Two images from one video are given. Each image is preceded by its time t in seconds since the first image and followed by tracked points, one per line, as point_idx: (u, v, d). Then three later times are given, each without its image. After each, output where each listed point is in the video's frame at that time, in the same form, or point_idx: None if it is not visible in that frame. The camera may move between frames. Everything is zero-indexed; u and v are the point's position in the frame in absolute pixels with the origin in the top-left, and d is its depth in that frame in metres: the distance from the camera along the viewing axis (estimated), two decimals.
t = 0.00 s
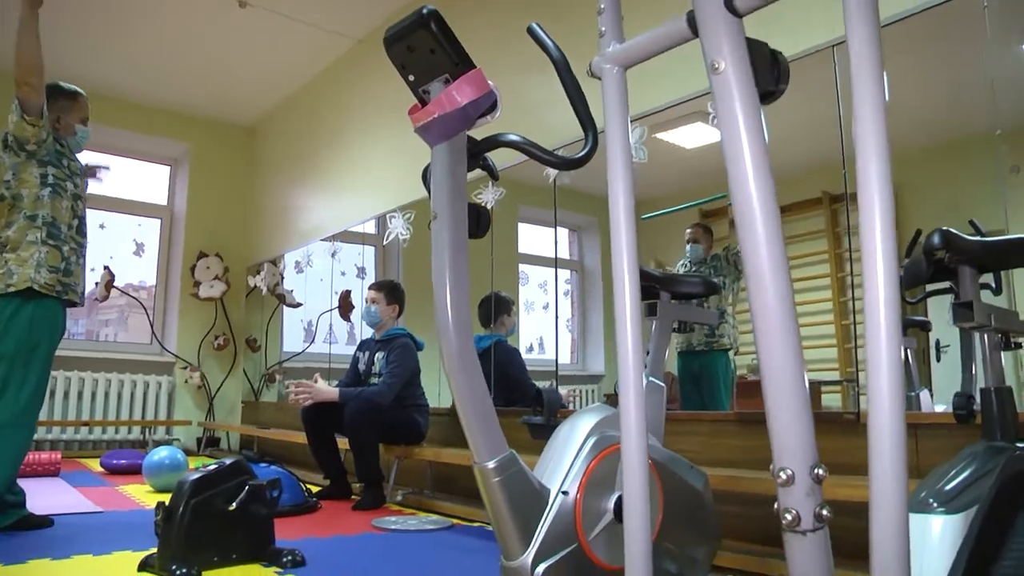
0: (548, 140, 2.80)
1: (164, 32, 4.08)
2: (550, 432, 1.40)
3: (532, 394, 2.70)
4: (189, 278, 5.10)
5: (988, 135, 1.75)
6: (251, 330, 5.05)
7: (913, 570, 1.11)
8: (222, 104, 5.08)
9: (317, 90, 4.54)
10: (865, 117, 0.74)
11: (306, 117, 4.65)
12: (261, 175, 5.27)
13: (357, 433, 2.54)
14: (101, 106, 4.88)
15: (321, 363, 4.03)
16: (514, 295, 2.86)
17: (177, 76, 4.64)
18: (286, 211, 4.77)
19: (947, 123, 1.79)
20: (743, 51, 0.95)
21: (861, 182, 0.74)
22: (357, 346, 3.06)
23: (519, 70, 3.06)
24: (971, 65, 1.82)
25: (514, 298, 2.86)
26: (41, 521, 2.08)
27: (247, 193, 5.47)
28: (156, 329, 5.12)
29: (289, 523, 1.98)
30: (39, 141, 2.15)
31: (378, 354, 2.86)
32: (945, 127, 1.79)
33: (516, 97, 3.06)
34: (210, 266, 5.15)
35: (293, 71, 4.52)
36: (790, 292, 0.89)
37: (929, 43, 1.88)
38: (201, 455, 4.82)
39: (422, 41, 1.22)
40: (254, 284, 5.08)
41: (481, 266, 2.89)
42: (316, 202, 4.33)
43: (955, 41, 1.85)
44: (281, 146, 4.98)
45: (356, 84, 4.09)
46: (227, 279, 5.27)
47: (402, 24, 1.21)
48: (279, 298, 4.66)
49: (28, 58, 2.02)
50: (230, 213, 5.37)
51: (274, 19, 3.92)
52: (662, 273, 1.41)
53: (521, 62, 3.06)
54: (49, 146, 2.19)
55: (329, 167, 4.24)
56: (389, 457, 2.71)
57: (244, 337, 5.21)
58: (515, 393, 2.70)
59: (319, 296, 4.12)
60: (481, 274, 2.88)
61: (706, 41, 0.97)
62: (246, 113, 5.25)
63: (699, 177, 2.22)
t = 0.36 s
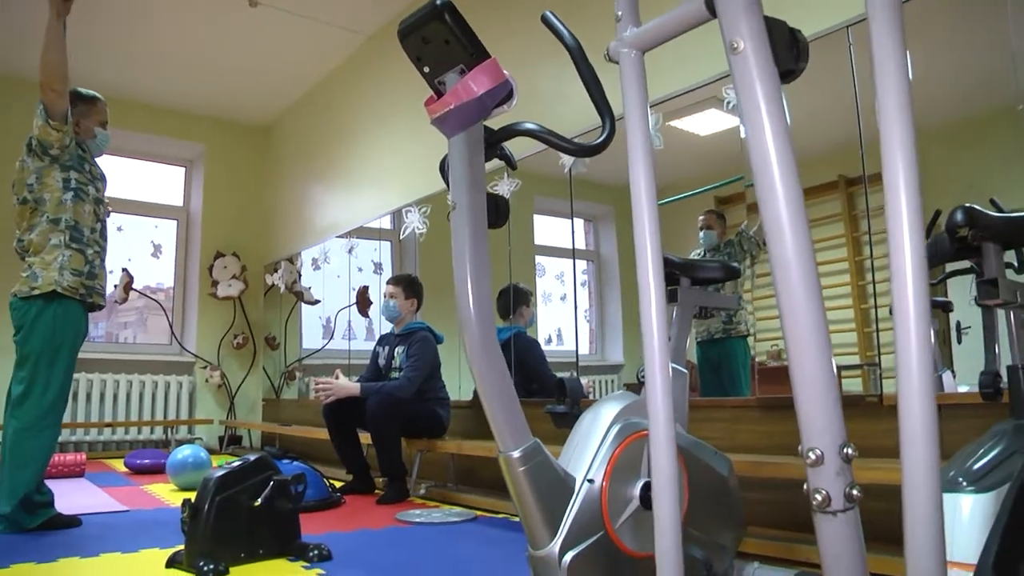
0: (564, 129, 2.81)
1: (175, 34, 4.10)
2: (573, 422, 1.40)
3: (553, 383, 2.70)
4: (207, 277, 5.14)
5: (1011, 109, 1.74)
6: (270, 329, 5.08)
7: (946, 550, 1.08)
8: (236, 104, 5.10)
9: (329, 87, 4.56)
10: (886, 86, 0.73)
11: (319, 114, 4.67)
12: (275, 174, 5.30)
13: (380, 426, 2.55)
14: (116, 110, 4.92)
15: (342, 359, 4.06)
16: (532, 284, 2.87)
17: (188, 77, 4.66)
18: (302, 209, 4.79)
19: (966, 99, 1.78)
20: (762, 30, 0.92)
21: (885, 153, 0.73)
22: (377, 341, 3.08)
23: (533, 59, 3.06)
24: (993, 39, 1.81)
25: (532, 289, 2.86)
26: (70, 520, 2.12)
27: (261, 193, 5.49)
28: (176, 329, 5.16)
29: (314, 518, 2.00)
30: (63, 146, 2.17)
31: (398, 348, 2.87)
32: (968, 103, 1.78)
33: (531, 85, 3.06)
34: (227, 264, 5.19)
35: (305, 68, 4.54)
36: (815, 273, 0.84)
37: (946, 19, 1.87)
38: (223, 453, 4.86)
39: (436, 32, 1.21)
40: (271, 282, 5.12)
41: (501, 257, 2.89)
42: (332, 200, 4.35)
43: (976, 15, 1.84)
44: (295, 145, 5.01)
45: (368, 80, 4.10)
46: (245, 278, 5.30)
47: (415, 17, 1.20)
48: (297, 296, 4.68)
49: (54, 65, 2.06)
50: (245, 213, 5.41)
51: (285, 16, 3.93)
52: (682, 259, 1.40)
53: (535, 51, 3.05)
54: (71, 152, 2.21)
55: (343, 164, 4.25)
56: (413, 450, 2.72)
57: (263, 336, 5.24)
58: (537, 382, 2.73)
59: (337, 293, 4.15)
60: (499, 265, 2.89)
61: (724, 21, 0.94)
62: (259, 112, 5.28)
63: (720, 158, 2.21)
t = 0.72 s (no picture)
0: (577, 122, 2.81)
1: (185, 35, 4.12)
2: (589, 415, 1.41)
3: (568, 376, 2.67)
4: (220, 277, 5.17)
5: None
6: (284, 326, 5.10)
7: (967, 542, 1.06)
8: (248, 103, 5.12)
9: (339, 85, 4.57)
10: (904, 68, 0.72)
11: (331, 113, 4.68)
12: (286, 173, 5.32)
13: (396, 422, 2.56)
14: (127, 111, 4.95)
15: (356, 355, 4.09)
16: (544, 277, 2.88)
17: (199, 78, 4.68)
18: (314, 206, 4.81)
19: (985, 86, 1.77)
20: (776, 15, 0.88)
21: (903, 135, 0.72)
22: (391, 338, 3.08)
23: (545, 52, 3.06)
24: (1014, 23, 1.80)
25: (545, 282, 2.87)
26: (90, 518, 2.14)
27: (272, 192, 5.52)
28: (190, 328, 5.19)
29: (331, 514, 2.01)
30: (76, 149, 2.18)
31: (412, 344, 2.88)
32: (987, 88, 1.77)
33: (545, 77, 3.06)
34: (240, 263, 5.21)
35: (315, 67, 4.55)
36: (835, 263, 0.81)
37: (960, 3, 1.87)
38: (239, 451, 4.89)
39: (448, 27, 1.21)
40: (285, 280, 5.14)
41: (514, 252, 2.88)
42: (343, 198, 4.37)
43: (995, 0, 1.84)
44: (306, 143, 5.02)
45: (379, 77, 4.11)
46: (258, 277, 5.33)
47: (425, 11, 1.20)
48: (311, 294, 4.70)
49: (70, 69, 2.06)
50: (257, 212, 5.44)
51: (294, 16, 3.95)
52: (697, 251, 1.40)
53: (546, 45, 3.06)
54: (84, 155, 2.22)
55: (354, 162, 4.26)
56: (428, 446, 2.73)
57: (277, 334, 5.26)
58: (551, 376, 2.69)
59: (351, 290, 4.16)
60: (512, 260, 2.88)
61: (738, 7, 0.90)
62: (270, 111, 5.30)
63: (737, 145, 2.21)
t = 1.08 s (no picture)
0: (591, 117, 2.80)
1: (196, 35, 4.14)
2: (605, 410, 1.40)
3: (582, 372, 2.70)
4: (234, 275, 5.19)
5: None
6: (298, 325, 5.11)
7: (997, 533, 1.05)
8: (260, 102, 5.15)
9: (350, 84, 4.58)
10: (925, 58, 0.71)
11: (342, 111, 4.69)
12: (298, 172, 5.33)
13: (411, 418, 2.57)
14: (139, 112, 4.98)
15: (369, 353, 4.09)
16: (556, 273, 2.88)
17: (210, 78, 4.70)
18: (326, 204, 4.82)
19: (1004, 76, 1.76)
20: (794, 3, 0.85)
21: (924, 126, 0.71)
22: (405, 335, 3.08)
23: (558, 47, 3.06)
24: None
25: (557, 278, 2.87)
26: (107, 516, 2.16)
27: (284, 191, 5.53)
28: (204, 326, 5.22)
29: (347, 512, 2.01)
30: (87, 150, 2.19)
31: (427, 341, 2.88)
32: (1008, 78, 1.76)
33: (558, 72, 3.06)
34: (253, 262, 5.22)
35: (325, 66, 4.56)
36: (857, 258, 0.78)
37: None
38: (254, 450, 4.92)
39: (460, 22, 1.19)
40: (298, 278, 5.15)
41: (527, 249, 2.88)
42: (355, 196, 4.38)
43: None
44: (318, 141, 5.03)
45: (390, 75, 4.11)
46: (271, 275, 5.34)
47: (438, 7, 1.18)
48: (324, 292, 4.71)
49: (80, 70, 2.07)
50: (270, 210, 5.45)
51: (305, 14, 3.96)
52: (713, 245, 1.40)
53: (559, 39, 3.05)
54: (95, 156, 2.24)
55: (366, 160, 4.27)
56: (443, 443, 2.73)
57: (291, 332, 5.28)
58: (566, 371, 2.73)
59: (364, 288, 4.17)
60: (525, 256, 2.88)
61: None
62: (280, 111, 5.31)
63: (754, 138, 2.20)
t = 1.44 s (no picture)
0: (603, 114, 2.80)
1: (206, 37, 4.16)
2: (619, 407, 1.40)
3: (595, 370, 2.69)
4: (246, 276, 5.21)
5: None
6: (310, 324, 5.12)
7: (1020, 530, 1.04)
8: (270, 103, 5.16)
9: (360, 83, 4.59)
10: (942, 49, 0.70)
11: (352, 111, 4.70)
12: (309, 172, 5.35)
13: (425, 417, 2.57)
14: (150, 114, 5.01)
15: (382, 352, 4.10)
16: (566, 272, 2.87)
17: (220, 80, 4.73)
18: (338, 203, 4.83)
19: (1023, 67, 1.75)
20: None
21: (941, 118, 0.70)
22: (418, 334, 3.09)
23: (569, 44, 3.05)
24: None
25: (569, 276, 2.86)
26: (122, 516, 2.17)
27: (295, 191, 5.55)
28: (217, 326, 5.24)
29: (361, 510, 2.02)
30: (98, 151, 2.21)
31: (440, 340, 2.89)
32: None
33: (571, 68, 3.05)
34: (265, 262, 5.24)
35: (335, 65, 4.57)
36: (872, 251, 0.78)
37: None
38: (267, 449, 4.94)
39: (473, 19, 1.19)
40: (310, 278, 5.16)
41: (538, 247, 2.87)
42: (367, 195, 4.39)
43: None
44: (329, 140, 5.05)
45: (400, 75, 4.12)
46: (283, 275, 5.36)
47: (450, 5, 1.18)
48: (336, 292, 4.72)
49: (93, 72, 2.09)
50: (281, 211, 5.47)
51: (314, 15, 3.97)
52: (727, 241, 1.40)
53: (569, 36, 3.05)
54: (105, 157, 2.25)
55: (377, 159, 4.28)
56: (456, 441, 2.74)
57: (303, 332, 5.29)
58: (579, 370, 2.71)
59: (376, 288, 4.18)
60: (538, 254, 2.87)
61: None
62: (290, 111, 5.32)
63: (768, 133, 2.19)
